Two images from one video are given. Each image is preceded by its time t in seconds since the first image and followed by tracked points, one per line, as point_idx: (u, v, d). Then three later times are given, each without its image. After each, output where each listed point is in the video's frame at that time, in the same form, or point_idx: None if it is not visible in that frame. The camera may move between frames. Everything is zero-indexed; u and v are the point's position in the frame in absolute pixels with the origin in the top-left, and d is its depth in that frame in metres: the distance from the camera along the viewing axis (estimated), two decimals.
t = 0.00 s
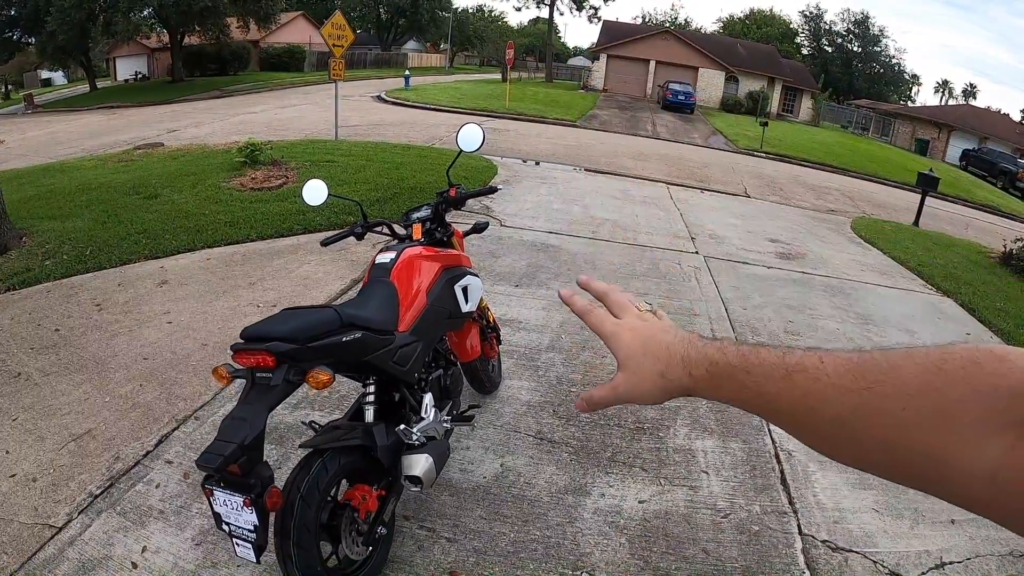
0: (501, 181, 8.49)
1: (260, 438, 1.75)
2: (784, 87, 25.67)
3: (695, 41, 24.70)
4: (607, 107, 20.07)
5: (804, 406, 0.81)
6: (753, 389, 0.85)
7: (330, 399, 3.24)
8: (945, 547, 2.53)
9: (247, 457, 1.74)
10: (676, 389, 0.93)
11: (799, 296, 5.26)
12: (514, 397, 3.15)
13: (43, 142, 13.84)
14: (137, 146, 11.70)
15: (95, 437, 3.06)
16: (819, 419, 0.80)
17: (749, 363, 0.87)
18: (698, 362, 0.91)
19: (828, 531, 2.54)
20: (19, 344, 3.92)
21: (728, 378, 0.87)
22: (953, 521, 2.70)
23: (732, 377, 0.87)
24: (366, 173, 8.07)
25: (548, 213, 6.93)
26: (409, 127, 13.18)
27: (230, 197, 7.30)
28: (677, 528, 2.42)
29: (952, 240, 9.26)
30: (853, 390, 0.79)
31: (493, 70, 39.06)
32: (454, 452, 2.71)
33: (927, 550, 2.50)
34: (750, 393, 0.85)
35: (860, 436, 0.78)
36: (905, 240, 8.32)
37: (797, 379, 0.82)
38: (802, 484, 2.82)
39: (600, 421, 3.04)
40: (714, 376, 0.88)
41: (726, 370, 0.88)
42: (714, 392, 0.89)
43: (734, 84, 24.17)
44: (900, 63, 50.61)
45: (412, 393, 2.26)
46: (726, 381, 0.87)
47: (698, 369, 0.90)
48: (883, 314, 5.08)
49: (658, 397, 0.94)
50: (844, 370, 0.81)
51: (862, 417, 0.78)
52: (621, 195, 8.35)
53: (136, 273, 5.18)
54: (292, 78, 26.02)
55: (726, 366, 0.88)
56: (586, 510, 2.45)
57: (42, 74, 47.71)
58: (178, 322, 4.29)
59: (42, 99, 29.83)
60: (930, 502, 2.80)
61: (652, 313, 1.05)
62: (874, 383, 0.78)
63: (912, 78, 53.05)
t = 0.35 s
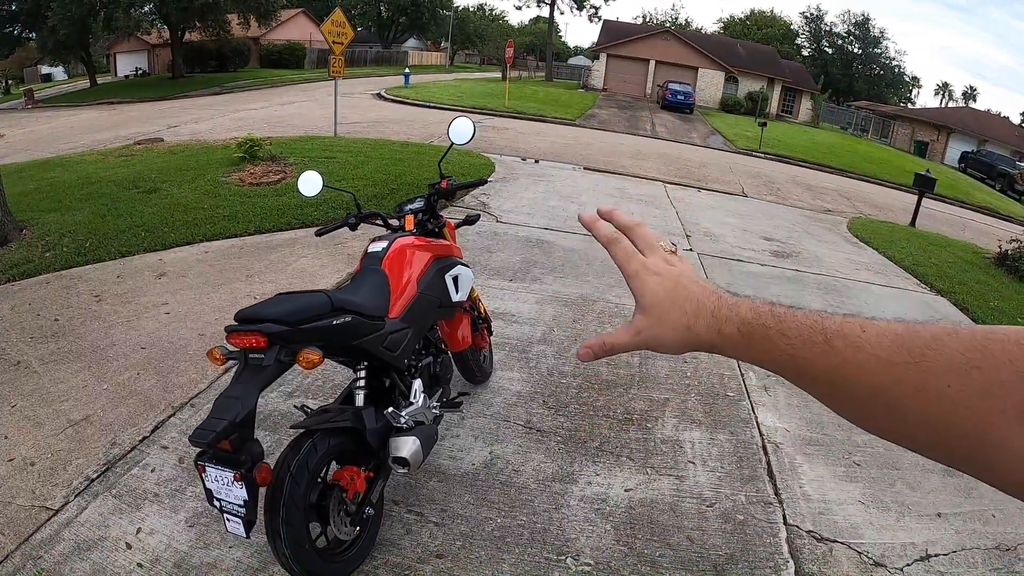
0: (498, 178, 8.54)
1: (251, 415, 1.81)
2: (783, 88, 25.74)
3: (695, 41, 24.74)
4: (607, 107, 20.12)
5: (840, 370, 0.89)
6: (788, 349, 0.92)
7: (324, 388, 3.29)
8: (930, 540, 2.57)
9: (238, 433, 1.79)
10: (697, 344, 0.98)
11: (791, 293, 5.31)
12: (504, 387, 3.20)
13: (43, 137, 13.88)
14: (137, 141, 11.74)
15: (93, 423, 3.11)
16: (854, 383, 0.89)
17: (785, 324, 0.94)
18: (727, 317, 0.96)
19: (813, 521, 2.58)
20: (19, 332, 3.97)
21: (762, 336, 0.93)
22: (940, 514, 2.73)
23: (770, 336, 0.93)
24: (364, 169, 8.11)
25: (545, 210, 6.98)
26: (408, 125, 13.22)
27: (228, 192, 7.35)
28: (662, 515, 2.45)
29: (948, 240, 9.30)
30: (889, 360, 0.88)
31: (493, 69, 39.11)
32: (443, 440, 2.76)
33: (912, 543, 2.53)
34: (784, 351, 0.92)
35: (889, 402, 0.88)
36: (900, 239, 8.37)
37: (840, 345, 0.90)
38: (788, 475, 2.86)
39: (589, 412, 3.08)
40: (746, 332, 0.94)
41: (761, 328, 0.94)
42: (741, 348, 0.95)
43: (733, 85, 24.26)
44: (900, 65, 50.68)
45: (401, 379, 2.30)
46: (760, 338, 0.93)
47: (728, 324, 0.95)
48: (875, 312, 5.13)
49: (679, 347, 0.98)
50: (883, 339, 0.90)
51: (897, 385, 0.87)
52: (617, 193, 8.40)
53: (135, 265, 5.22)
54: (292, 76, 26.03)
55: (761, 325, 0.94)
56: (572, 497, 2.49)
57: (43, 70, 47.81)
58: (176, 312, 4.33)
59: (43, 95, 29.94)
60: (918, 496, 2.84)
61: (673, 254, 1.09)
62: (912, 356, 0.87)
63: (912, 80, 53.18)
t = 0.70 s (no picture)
0: (489, 177, 8.56)
1: (212, 405, 1.83)
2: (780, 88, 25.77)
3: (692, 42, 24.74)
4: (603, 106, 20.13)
5: (834, 271, 0.94)
6: (778, 237, 0.97)
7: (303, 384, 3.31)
8: (905, 540, 2.56)
9: (200, 422, 1.81)
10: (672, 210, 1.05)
11: (777, 291, 5.33)
12: (479, 382, 3.22)
13: (39, 135, 13.89)
14: (131, 140, 11.76)
15: (76, 416, 3.13)
16: (837, 281, 0.94)
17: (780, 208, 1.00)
18: (709, 187, 1.03)
19: (783, 520, 2.57)
20: (7, 327, 3.99)
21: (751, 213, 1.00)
22: (916, 513, 2.73)
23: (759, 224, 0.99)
24: (355, 168, 8.13)
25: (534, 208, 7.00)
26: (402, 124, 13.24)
27: (219, 191, 7.36)
28: (628, 512, 2.47)
29: (939, 239, 9.33)
30: (885, 268, 0.93)
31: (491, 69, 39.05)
32: (415, 434, 2.78)
33: (886, 543, 2.53)
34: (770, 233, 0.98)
35: (872, 306, 0.93)
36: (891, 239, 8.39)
37: (833, 245, 0.96)
38: (761, 473, 2.87)
39: (563, 408, 3.10)
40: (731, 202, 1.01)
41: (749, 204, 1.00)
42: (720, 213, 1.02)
43: (730, 85, 24.29)
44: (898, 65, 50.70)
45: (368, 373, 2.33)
46: (744, 212, 1.00)
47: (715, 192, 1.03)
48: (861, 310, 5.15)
49: (651, 204, 1.07)
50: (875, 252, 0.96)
51: (884, 291, 0.92)
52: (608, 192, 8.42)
53: (124, 262, 5.24)
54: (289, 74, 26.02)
55: (753, 205, 1.00)
56: (539, 492, 2.51)
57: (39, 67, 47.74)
58: (162, 309, 4.35)
59: (40, 93, 29.90)
60: (894, 495, 2.83)
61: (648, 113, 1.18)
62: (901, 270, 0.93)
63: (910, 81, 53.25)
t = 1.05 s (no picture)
0: (480, 173, 8.55)
1: (168, 393, 1.82)
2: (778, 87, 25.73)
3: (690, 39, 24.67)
4: (600, 104, 20.11)
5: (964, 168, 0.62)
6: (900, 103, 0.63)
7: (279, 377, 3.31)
8: (882, 542, 2.52)
9: (155, 409, 1.80)
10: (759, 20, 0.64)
11: (763, 288, 5.32)
12: (452, 377, 3.22)
13: (35, 131, 13.87)
14: (125, 136, 11.73)
15: (56, 407, 3.12)
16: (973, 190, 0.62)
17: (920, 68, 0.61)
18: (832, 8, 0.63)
19: (755, 520, 2.53)
20: None
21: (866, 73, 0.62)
22: (896, 516, 2.68)
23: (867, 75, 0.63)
24: (346, 164, 8.12)
25: (523, 205, 6.99)
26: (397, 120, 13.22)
27: (209, 186, 7.35)
28: (594, 509, 2.46)
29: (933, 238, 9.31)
30: None
31: (490, 66, 38.97)
32: (384, 428, 2.79)
33: (862, 545, 2.49)
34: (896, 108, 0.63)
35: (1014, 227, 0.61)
36: (885, 236, 8.37)
37: (984, 139, 0.62)
38: (734, 472, 2.82)
39: (534, 404, 3.09)
40: (860, 45, 0.62)
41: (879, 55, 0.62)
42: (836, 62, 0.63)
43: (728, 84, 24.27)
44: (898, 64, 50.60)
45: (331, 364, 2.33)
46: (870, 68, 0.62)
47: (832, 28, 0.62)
48: (849, 308, 5.14)
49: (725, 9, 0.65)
50: None
51: None
52: (600, 189, 8.41)
53: (111, 257, 5.23)
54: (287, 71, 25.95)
55: (889, 53, 0.62)
56: (503, 487, 2.51)
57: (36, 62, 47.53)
58: (147, 302, 4.34)
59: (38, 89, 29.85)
60: (874, 495, 2.80)
61: None
62: None
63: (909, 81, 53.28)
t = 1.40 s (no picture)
0: (477, 173, 8.57)
1: (159, 388, 1.86)
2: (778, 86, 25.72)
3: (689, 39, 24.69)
4: (599, 103, 20.14)
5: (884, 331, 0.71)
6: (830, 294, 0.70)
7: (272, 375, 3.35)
8: (868, 541, 2.54)
9: (146, 404, 1.84)
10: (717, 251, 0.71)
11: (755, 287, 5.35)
12: (442, 375, 3.26)
13: (35, 130, 13.91)
14: (124, 136, 11.77)
15: (53, 403, 3.16)
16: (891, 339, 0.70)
17: (822, 253, 0.69)
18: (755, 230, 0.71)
19: (740, 518, 2.55)
20: None
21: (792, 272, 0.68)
22: (882, 514, 2.70)
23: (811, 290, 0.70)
24: (342, 164, 8.14)
25: (519, 204, 7.02)
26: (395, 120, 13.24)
27: (206, 186, 7.38)
28: (579, 505, 2.50)
29: (929, 238, 9.33)
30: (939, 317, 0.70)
31: (490, 65, 38.96)
32: (374, 425, 2.83)
33: (847, 544, 2.51)
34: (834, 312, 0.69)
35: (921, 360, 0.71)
36: (881, 236, 8.39)
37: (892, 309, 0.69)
38: (720, 470, 2.86)
39: (523, 402, 3.13)
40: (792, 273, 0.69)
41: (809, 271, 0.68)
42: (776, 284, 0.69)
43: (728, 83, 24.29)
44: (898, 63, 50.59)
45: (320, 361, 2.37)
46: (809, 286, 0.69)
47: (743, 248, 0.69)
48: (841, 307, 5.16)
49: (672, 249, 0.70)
50: (932, 284, 0.72)
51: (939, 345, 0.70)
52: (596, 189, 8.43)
53: (109, 257, 5.26)
54: (286, 70, 25.96)
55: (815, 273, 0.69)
56: (490, 483, 2.55)
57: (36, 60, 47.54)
58: (143, 301, 4.38)
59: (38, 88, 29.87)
60: (859, 493, 2.82)
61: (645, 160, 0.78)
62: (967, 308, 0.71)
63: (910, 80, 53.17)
